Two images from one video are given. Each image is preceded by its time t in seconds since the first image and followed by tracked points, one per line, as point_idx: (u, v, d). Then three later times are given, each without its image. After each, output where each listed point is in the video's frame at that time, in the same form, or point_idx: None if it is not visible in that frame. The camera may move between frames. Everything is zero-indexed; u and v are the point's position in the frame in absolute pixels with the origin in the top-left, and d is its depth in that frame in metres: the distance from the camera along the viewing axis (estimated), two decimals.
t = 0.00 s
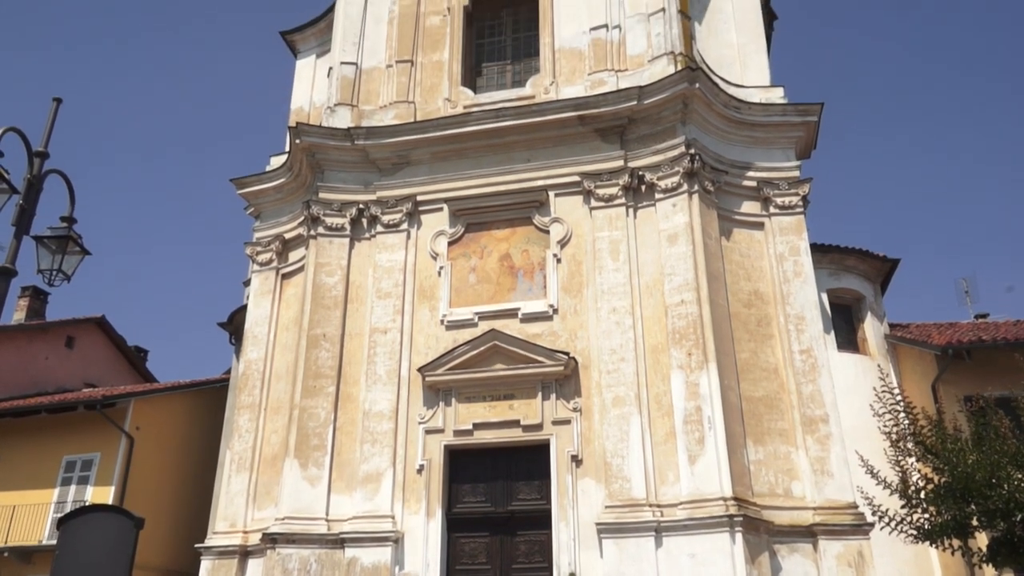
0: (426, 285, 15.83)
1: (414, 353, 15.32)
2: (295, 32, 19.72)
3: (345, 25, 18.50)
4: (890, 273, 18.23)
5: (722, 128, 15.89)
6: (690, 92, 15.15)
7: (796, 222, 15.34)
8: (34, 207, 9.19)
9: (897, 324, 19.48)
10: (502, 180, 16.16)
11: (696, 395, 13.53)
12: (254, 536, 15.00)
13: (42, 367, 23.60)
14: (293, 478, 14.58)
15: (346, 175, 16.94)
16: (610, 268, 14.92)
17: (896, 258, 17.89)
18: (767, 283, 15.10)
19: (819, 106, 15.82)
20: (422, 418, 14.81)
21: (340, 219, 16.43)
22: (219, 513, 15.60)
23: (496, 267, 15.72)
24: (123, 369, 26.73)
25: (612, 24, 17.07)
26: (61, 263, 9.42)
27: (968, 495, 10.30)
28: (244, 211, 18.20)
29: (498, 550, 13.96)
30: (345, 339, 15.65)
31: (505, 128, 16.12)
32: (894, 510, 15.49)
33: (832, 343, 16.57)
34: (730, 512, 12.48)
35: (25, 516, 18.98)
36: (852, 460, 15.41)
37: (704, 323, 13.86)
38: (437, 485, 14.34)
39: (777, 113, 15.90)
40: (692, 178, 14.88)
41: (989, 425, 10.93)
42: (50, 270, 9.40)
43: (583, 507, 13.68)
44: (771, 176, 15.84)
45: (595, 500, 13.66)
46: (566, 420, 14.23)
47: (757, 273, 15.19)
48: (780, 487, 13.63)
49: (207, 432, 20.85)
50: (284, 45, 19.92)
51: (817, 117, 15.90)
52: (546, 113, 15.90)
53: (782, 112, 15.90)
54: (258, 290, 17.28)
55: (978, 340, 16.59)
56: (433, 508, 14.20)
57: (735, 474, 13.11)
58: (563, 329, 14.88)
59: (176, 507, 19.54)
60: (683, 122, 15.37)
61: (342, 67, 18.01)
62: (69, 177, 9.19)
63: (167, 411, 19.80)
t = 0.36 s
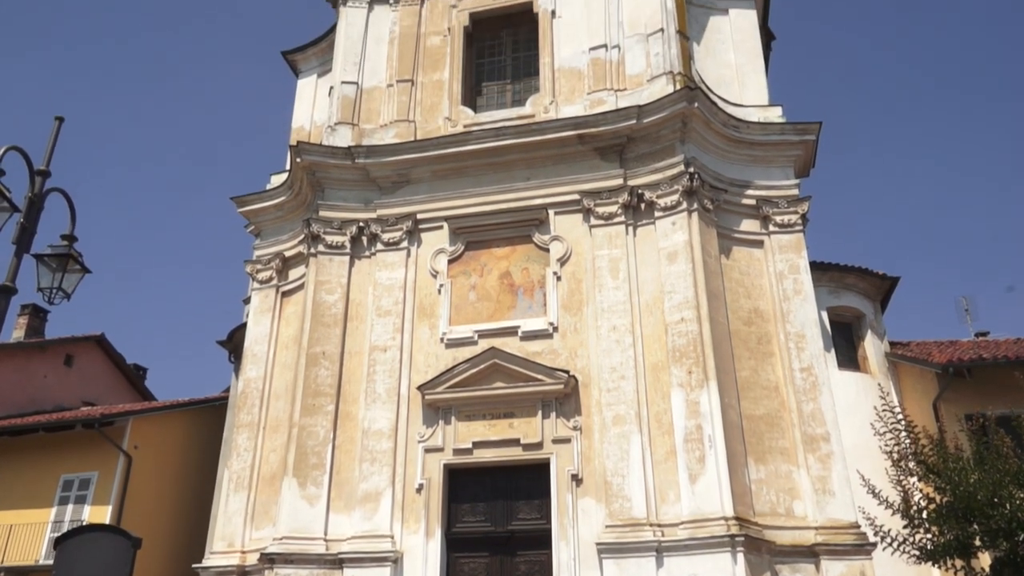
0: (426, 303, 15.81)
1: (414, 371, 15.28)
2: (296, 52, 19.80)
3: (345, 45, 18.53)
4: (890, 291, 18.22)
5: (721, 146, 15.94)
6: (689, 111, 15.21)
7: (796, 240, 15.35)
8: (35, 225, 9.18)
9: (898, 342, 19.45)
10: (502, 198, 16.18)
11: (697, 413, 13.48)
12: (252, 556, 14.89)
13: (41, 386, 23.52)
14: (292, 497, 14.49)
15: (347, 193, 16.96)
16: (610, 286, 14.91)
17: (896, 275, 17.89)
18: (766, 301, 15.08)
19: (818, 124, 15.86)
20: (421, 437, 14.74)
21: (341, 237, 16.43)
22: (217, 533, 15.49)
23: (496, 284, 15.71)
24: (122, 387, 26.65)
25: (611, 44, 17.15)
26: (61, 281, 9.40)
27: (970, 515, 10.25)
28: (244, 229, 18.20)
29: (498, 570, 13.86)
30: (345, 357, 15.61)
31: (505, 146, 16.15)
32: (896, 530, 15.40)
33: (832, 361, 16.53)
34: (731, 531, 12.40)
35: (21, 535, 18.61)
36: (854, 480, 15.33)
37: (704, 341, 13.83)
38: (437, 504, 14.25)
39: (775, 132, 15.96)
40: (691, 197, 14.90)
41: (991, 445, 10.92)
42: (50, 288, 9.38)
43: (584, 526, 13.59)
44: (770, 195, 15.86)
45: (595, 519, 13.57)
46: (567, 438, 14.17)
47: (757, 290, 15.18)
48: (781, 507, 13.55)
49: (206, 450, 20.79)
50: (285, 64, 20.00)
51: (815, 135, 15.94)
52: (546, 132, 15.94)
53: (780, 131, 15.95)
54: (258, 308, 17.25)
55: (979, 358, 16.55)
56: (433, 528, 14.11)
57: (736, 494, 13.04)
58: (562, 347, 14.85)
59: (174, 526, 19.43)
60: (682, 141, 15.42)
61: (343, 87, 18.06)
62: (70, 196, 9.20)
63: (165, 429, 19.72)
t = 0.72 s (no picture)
0: (426, 323, 15.77)
1: (414, 392, 15.21)
2: (297, 74, 19.88)
3: (346, 67, 18.52)
4: (889, 311, 18.20)
5: (720, 167, 15.97)
6: (687, 132, 15.26)
7: (795, 261, 15.34)
8: (35, 245, 9.16)
9: (898, 362, 19.43)
10: (502, 218, 16.19)
11: (698, 434, 13.40)
12: None
13: (39, 406, 23.40)
14: (290, 519, 14.36)
15: (347, 214, 16.97)
16: (610, 306, 14.88)
17: (896, 295, 17.88)
18: (767, 321, 15.05)
19: (816, 145, 15.90)
20: (421, 458, 14.64)
21: (341, 257, 16.41)
22: (214, 555, 15.35)
23: (496, 304, 15.67)
24: (120, 408, 26.54)
25: (610, 66, 17.22)
26: (61, 301, 9.36)
27: (973, 537, 10.17)
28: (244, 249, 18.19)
29: None
30: (344, 378, 15.54)
31: (504, 167, 16.18)
32: (898, 552, 15.27)
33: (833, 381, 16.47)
34: (733, 554, 12.29)
35: (17, 557, 18.39)
36: (856, 501, 15.20)
37: (705, 361, 13.78)
38: (436, 526, 14.13)
39: (773, 152, 16.00)
40: (691, 217, 14.91)
41: (992, 467, 10.90)
42: (50, 308, 9.34)
43: (584, 549, 13.46)
44: (769, 215, 15.87)
45: (596, 542, 13.45)
46: (567, 459, 14.08)
47: (757, 311, 15.15)
48: (783, 529, 13.44)
49: (202, 472, 20.68)
50: (286, 85, 20.08)
51: (813, 156, 15.98)
52: (545, 152, 15.97)
53: (779, 151, 15.99)
54: (257, 328, 17.20)
55: (980, 379, 16.52)
56: (432, 550, 13.97)
57: (737, 516, 12.94)
58: (562, 367, 14.80)
59: (170, 549, 19.30)
60: (681, 161, 15.46)
61: (343, 108, 18.04)
62: (71, 216, 9.18)
63: (163, 450, 19.62)
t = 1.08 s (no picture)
0: (426, 341, 15.73)
1: (414, 410, 15.15)
2: (299, 94, 19.96)
3: (347, 87, 18.59)
4: (890, 328, 18.16)
5: (719, 185, 16.00)
6: (686, 150, 15.31)
7: (796, 278, 15.33)
8: (36, 264, 9.15)
9: (900, 380, 19.35)
10: (502, 236, 16.19)
11: (699, 452, 13.33)
12: None
13: (38, 425, 23.30)
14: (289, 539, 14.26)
15: (348, 232, 16.98)
16: (610, 324, 14.86)
17: (896, 313, 17.85)
18: (768, 338, 15.01)
19: (815, 163, 15.93)
20: (421, 476, 14.56)
21: (341, 275, 16.40)
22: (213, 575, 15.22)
23: (496, 322, 15.64)
24: (119, 427, 26.44)
25: (610, 85, 17.28)
26: (61, 320, 9.33)
27: (977, 556, 10.11)
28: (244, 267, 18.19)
29: None
30: (344, 396, 15.48)
31: (504, 186, 16.21)
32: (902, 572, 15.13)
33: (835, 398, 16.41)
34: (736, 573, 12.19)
35: None
36: (860, 520, 15.09)
37: (705, 379, 13.74)
38: (436, 545, 14.01)
39: (773, 171, 16.03)
40: (691, 235, 14.92)
41: (995, 486, 10.86)
42: (50, 326, 9.31)
43: (585, 568, 13.34)
44: (769, 233, 15.87)
45: (598, 561, 13.34)
46: (568, 477, 13.99)
47: (758, 328, 15.12)
48: (786, 548, 13.31)
49: (201, 493, 20.57)
50: (288, 105, 20.17)
51: (813, 174, 16.01)
52: (546, 171, 16.01)
53: (778, 170, 16.02)
54: (257, 346, 17.16)
55: (982, 396, 16.41)
56: (432, 569, 13.85)
57: (740, 534, 12.85)
58: (563, 385, 14.75)
59: (168, 569, 19.16)
60: (680, 179, 15.51)
61: (344, 127, 18.12)
62: (72, 234, 9.17)
63: (162, 470, 19.53)
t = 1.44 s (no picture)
0: (426, 354, 15.69)
1: (414, 423, 15.10)
2: (300, 107, 20.00)
3: (348, 101, 18.62)
4: (891, 341, 18.12)
5: (718, 198, 16.01)
6: (686, 164, 15.34)
7: (796, 291, 15.31)
8: (36, 277, 9.14)
9: (901, 393, 19.28)
10: (502, 249, 16.19)
11: (700, 465, 13.29)
12: None
13: (36, 439, 23.21)
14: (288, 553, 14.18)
15: (348, 245, 16.99)
16: (611, 337, 14.84)
17: (897, 326, 17.81)
18: (769, 351, 14.98)
19: (814, 176, 15.95)
20: (421, 490, 14.50)
21: (342, 288, 16.39)
22: None
23: (496, 335, 15.62)
24: (117, 441, 26.34)
25: (610, 99, 17.32)
26: (61, 333, 9.31)
27: (979, 571, 10.05)
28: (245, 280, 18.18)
29: None
30: (344, 409, 15.43)
31: (504, 199, 16.23)
32: None
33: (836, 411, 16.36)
34: None
35: None
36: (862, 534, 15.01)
37: (706, 392, 13.71)
38: (436, 560, 13.93)
39: (772, 184, 16.05)
40: (691, 248, 14.92)
41: (997, 499, 10.82)
42: (50, 340, 9.29)
43: None
44: (769, 245, 15.87)
45: None
46: (569, 491, 13.93)
47: (758, 340, 15.09)
48: (788, 562, 13.21)
49: (199, 507, 20.46)
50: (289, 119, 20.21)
51: (812, 187, 16.02)
52: (546, 184, 16.03)
53: (777, 183, 16.04)
54: (257, 359, 17.12)
55: (983, 409, 16.32)
56: None
57: (741, 548, 12.78)
58: (563, 399, 14.70)
59: None
60: (679, 193, 15.54)
61: (345, 140, 18.15)
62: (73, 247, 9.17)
63: (161, 483, 19.45)
